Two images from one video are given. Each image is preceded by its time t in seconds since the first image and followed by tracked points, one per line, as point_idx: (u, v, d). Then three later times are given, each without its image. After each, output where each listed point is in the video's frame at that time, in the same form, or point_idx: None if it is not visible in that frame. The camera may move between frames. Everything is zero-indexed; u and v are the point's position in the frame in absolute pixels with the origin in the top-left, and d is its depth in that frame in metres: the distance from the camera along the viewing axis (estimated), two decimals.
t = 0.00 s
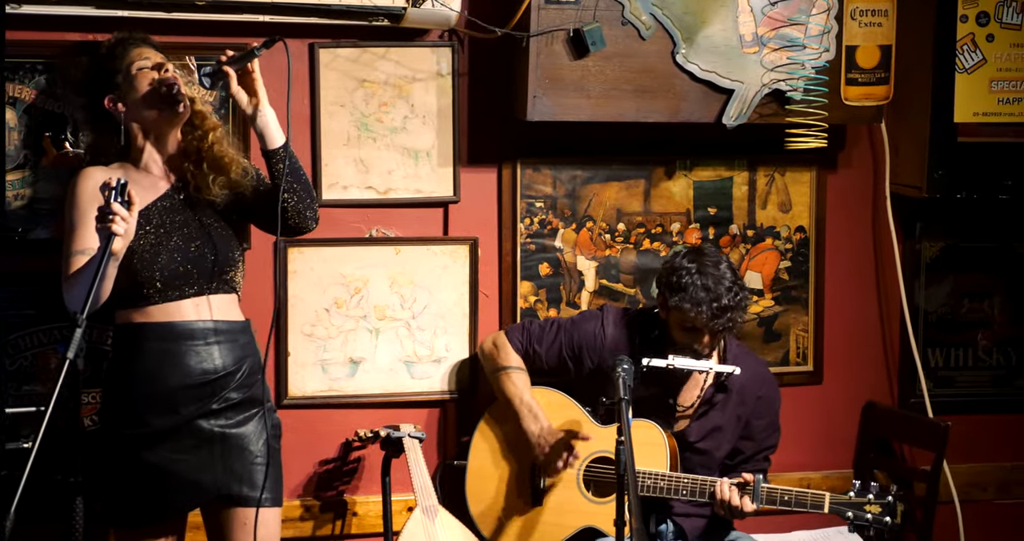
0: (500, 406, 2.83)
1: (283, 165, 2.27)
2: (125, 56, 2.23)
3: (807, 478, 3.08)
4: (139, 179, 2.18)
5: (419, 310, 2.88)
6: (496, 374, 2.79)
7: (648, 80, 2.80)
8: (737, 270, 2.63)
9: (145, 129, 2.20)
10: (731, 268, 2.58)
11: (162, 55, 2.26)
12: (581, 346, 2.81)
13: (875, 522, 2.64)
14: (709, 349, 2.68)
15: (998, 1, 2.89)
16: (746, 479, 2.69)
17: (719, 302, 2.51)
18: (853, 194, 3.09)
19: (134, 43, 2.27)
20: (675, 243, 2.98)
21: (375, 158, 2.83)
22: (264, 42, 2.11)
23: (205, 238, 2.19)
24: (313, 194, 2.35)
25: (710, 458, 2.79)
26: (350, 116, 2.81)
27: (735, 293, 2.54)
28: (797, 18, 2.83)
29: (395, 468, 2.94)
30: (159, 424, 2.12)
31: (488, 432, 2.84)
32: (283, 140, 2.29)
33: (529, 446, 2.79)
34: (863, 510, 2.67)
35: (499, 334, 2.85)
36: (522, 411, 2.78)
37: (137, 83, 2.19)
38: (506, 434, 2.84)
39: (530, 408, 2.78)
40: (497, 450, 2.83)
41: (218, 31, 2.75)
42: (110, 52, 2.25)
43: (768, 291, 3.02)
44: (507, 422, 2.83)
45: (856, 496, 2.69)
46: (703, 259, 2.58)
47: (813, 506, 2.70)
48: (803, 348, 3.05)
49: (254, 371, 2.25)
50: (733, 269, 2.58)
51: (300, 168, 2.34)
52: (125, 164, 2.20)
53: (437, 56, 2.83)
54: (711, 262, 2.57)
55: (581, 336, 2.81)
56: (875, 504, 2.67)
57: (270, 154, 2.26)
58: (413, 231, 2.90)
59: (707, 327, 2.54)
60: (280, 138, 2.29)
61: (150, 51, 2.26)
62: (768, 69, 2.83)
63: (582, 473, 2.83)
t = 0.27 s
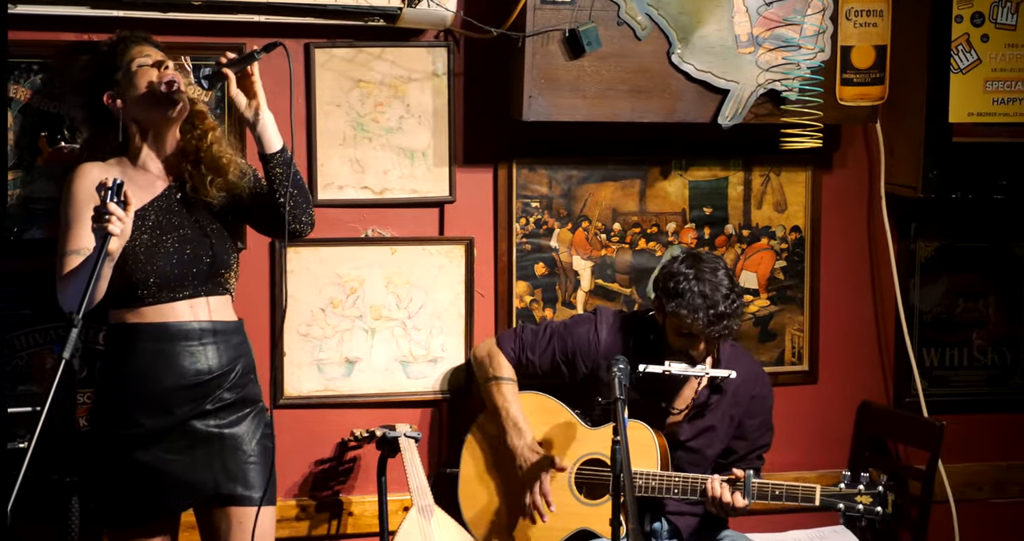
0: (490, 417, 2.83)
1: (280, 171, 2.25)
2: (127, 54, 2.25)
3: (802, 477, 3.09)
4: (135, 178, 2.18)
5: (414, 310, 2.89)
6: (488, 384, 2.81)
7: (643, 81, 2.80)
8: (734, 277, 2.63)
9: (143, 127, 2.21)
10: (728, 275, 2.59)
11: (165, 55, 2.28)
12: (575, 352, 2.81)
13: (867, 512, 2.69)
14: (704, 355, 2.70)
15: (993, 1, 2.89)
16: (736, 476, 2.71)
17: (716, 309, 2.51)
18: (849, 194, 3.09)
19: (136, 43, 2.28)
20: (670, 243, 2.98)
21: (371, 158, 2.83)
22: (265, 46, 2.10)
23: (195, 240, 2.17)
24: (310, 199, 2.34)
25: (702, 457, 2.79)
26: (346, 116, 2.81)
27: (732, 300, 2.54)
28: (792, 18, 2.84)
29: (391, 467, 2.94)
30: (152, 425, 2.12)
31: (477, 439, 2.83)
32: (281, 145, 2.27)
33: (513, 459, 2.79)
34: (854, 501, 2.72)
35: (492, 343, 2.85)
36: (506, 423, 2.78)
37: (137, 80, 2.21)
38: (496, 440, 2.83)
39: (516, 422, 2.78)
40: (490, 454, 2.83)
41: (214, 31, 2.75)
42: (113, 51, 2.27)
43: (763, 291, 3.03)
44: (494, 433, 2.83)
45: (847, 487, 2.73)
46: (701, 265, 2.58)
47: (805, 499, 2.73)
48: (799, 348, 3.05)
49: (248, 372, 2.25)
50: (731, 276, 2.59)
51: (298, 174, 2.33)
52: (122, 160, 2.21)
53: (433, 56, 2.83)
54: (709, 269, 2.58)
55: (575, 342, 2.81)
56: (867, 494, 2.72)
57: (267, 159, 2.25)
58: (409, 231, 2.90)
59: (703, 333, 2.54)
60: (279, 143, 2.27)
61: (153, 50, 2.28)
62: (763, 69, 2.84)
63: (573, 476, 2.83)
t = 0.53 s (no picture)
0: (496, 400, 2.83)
1: (277, 175, 2.25)
2: (133, 51, 2.24)
3: (799, 477, 3.09)
4: (134, 178, 2.17)
5: (411, 310, 2.89)
6: (491, 372, 2.79)
7: (641, 81, 2.80)
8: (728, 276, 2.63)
9: (147, 123, 2.20)
10: (723, 274, 2.59)
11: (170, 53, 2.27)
12: (573, 349, 2.82)
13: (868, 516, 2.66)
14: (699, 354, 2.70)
15: (989, 1, 2.89)
16: (741, 476, 2.70)
17: (709, 307, 2.51)
18: (846, 194, 3.10)
19: (143, 39, 2.28)
20: (667, 243, 2.98)
21: (368, 158, 2.83)
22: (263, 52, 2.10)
23: (194, 243, 2.17)
24: (307, 204, 2.34)
25: (702, 455, 2.80)
26: (343, 116, 2.81)
27: (726, 298, 2.54)
28: (789, 18, 2.84)
29: (388, 467, 2.95)
30: (147, 425, 2.12)
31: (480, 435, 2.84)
32: (279, 150, 2.27)
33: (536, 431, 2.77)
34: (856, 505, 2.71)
35: (490, 337, 2.85)
36: (522, 403, 2.77)
37: (141, 77, 2.20)
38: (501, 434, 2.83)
39: (531, 400, 2.77)
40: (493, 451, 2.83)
41: (211, 31, 2.74)
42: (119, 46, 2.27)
43: (760, 291, 3.03)
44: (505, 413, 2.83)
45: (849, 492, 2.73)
46: (696, 264, 2.58)
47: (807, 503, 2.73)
48: (796, 348, 3.06)
49: (243, 372, 2.25)
50: (725, 274, 2.59)
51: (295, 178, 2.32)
52: (124, 157, 2.20)
53: (430, 56, 2.83)
54: (704, 267, 2.58)
55: (572, 339, 2.81)
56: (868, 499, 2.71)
57: (266, 164, 2.24)
58: (407, 231, 2.90)
59: (696, 331, 2.55)
60: (278, 149, 2.27)
61: (159, 47, 2.27)
62: (760, 69, 2.84)
63: (574, 473, 2.84)
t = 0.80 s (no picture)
0: (487, 411, 2.83)
1: (280, 194, 2.26)
2: (146, 46, 2.23)
3: (794, 477, 3.10)
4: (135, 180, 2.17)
5: (407, 310, 2.89)
6: (485, 378, 2.79)
7: (636, 81, 2.80)
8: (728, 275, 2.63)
9: (151, 123, 2.19)
10: (722, 272, 2.59)
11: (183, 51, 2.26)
12: (571, 350, 2.82)
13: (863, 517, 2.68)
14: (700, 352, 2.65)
15: (984, 2, 2.90)
16: (735, 477, 2.70)
17: (709, 306, 2.51)
18: (841, 194, 3.10)
19: (156, 35, 2.26)
20: (663, 243, 2.99)
21: (364, 158, 2.83)
22: (270, 66, 2.10)
23: (194, 247, 2.16)
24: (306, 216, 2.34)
25: (699, 454, 2.80)
26: (338, 116, 2.81)
27: (725, 297, 2.54)
28: (784, 18, 2.84)
29: (383, 468, 2.95)
30: (142, 425, 2.13)
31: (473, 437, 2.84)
32: (281, 166, 2.27)
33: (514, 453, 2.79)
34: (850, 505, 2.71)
35: (487, 338, 2.85)
36: (507, 418, 2.77)
37: (150, 76, 2.19)
38: (493, 437, 2.84)
39: (517, 415, 2.77)
40: (487, 452, 2.84)
41: (206, 31, 2.74)
42: (132, 40, 2.25)
43: (756, 291, 3.03)
44: (493, 423, 2.83)
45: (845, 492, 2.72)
46: (694, 264, 2.59)
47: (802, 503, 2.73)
48: (791, 348, 3.06)
49: (240, 373, 2.25)
50: (724, 273, 2.59)
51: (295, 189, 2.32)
52: (127, 158, 2.20)
53: (426, 56, 2.83)
54: (702, 266, 2.58)
55: (571, 338, 2.82)
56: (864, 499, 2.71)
57: (267, 177, 2.24)
58: (402, 231, 2.90)
59: (696, 330, 2.54)
60: (279, 162, 2.26)
61: (171, 45, 2.25)
62: (755, 69, 2.84)
63: (571, 471, 2.84)
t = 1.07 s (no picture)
0: (484, 410, 2.84)
1: (277, 210, 2.22)
2: (157, 44, 2.17)
3: (789, 477, 3.11)
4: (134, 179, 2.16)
5: (403, 310, 2.89)
6: (481, 378, 2.80)
7: (632, 81, 2.80)
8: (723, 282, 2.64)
9: (154, 125, 2.17)
10: (716, 278, 2.60)
11: (194, 50, 2.20)
12: (568, 350, 2.82)
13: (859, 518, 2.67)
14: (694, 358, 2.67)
15: (978, 2, 2.91)
16: (730, 481, 2.71)
17: (703, 311, 2.52)
18: (836, 194, 3.11)
19: (169, 32, 2.20)
20: (658, 243, 2.99)
21: (360, 158, 2.83)
22: (268, 84, 2.02)
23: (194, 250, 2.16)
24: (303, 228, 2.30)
25: (696, 454, 2.80)
26: (334, 116, 2.80)
27: (720, 303, 2.55)
28: (780, 19, 2.85)
29: (380, 468, 2.95)
30: (137, 425, 2.13)
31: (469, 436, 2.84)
32: (278, 180, 2.22)
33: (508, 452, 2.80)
34: (846, 506, 2.72)
35: (484, 337, 2.85)
36: (504, 418, 2.78)
37: (159, 79, 2.15)
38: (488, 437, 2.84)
39: (513, 415, 2.78)
40: (484, 452, 2.84)
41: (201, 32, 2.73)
42: (141, 35, 2.19)
43: (751, 291, 3.04)
44: (490, 421, 2.83)
45: (840, 492, 2.74)
46: (689, 269, 2.59)
47: (798, 503, 2.74)
48: (786, 348, 3.07)
49: (236, 374, 2.25)
50: (719, 279, 2.60)
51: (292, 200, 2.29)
52: (129, 156, 2.18)
53: (422, 56, 2.83)
54: (697, 272, 2.59)
55: (567, 339, 2.82)
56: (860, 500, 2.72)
57: (264, 193, 2.20)
58: (398, 231, 2.90)
59: (691, 337, 2.54)
60: (276, 177, 2.22)
61: (183, 44, 2.19)
62: (750, 69, 2.85)
63: (566, 473, 2.82)
